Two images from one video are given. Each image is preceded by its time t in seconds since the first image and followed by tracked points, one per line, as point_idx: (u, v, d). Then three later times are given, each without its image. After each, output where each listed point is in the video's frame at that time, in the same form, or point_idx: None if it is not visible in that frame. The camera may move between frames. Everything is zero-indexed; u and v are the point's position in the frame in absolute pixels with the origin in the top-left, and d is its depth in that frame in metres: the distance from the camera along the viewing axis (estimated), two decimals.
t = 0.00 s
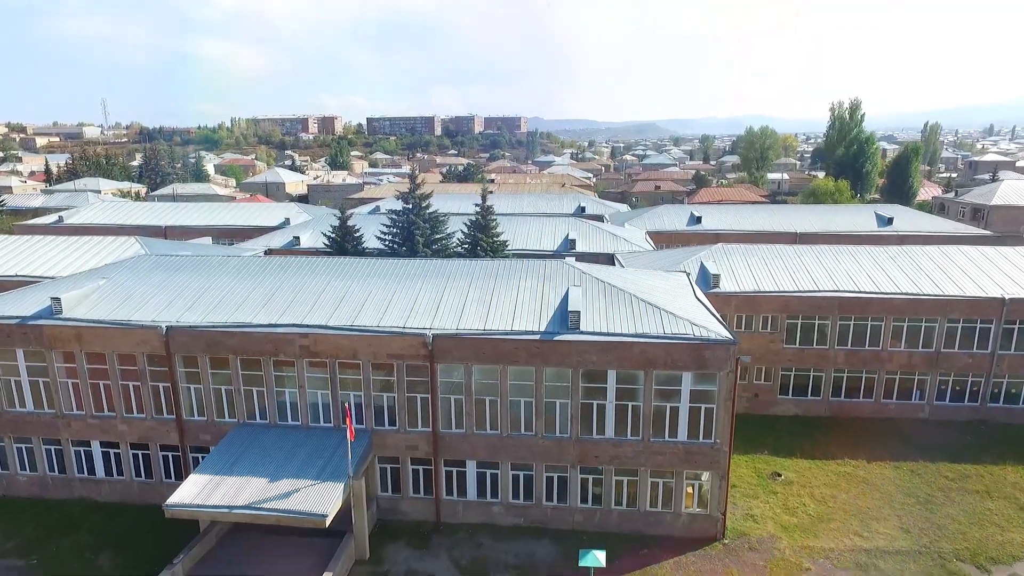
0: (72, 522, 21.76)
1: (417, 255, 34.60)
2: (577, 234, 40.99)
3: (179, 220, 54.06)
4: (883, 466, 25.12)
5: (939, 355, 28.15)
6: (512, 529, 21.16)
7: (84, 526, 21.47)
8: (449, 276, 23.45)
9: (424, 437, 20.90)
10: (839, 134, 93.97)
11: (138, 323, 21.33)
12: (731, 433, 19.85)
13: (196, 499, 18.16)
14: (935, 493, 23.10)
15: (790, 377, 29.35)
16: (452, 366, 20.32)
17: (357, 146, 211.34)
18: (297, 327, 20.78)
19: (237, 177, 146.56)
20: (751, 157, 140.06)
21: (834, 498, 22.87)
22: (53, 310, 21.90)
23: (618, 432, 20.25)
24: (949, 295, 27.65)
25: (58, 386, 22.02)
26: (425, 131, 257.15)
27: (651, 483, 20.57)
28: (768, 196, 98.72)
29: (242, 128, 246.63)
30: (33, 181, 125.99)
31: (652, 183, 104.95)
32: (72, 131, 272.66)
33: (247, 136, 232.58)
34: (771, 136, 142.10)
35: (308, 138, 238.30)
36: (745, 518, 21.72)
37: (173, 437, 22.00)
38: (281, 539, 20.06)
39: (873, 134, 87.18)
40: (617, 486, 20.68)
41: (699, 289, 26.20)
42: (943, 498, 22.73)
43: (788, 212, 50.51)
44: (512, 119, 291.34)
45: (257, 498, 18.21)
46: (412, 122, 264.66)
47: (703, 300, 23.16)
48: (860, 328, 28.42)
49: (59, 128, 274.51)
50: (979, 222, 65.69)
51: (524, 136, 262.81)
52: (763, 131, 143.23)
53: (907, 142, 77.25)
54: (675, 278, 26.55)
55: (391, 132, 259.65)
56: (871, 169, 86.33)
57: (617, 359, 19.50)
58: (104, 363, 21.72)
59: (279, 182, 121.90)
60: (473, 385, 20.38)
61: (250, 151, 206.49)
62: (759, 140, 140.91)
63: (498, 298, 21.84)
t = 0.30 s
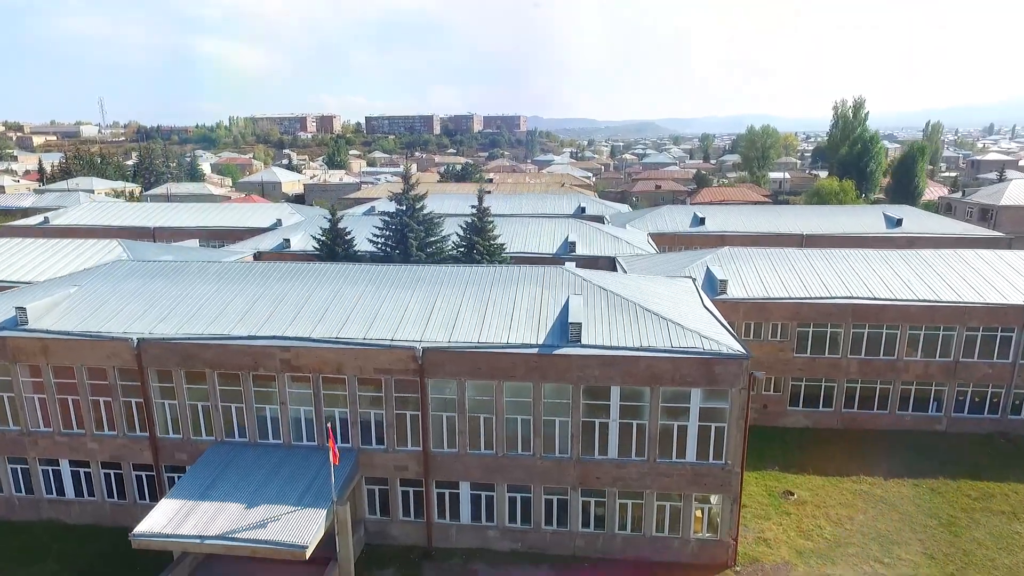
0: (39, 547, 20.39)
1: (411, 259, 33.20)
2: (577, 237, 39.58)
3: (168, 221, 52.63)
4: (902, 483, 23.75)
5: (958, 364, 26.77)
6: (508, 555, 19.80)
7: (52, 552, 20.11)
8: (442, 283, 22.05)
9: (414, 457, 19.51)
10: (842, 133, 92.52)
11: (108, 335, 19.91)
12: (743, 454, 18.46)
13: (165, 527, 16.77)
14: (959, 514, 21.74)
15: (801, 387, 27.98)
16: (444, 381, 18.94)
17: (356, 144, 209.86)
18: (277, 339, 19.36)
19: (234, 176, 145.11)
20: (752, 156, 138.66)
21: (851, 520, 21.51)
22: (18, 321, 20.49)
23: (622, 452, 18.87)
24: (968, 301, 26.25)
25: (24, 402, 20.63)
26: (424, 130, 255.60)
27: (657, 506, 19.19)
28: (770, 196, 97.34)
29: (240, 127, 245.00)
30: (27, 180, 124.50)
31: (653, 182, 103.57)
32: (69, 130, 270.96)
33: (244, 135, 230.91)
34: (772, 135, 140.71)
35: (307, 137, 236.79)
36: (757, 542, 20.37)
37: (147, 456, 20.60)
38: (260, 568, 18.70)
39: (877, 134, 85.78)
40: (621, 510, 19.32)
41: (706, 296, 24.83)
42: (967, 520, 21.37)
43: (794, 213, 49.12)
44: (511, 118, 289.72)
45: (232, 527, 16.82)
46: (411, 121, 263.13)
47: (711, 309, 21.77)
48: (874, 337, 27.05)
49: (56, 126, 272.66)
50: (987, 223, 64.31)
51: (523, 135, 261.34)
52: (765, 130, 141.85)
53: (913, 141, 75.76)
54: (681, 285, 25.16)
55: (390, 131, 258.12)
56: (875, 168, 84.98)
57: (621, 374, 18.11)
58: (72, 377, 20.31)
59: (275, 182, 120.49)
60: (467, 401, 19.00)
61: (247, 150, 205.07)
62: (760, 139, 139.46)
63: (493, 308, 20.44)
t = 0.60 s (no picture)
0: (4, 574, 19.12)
1: (404, 263, 31.95)
2: (576, 239, 38.34)
3: (157, 223, 51.32)
4: (921, 502, 22.52)
5: (977, 374, 25.57)
6: None
7: None
8: (435, 290, 20.79)
9: (404, 478, 18.26)
10: (844, 132, 91.27)
11: (78, 348, 18.64)
12: (756, 476, 17.24)
13: (133, 558, 15.51)
14: (983, 537, 20.52)
15: (811, 398, 26.75)
16: (436, 397, 17.69)
17: (354, 143, 208.65)
18: (258, 352, 18.10)
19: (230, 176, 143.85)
20: (753, 156, 137.46)
21: (870, 543, 20.27)
22: None
23: (627, 473, 17.63)
24: (988, 308, 25.04)
25: None
26: (422, 129, 254.25)
27: (664, 531, 17.96)
28: (773, 196, 95.99)
29: (237, 126, 243.45)
30: (20, 180, 123.04)
31: (653, 182, 102.32)
32: (65, 129, 269.18)
33: (241, 134, 229.40)
34: (773, 134, 139.47)
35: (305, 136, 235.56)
36: (770, 568, 19.14)
37: (120, 476, 19.32)
38: None
39: (880, 133, 84.57)
40: (625, 534, 18.09)
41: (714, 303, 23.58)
42: (993, 543, 20.15)
43: (799, 214, 47.90)
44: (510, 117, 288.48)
45: (205, 558, 15.56)
46: (409, 121, 261.69)
47: (721, 319, 20.55)
48: (889, 345, 25.82)
49: (54, 125, 271.31)
50: (995, 224, 63.09)
51: (522, 134, 260.05)
52: (765, 129, 140.57)
53: (918, 140, 74.45)
54: (688, 292, 23.90)
55: (388, 130, 256.73)
56: (879, 168, 83.78)
57: (625, 391, 16.88)
58: (39, 393, 19.02)
59: (271, 182, 119.16)
60: (460, 419, 17.75)
61: (244, 150, 203.64)
62: (761, 138, 138.14)
63: (488, 317, 19.18)
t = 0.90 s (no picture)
0: None
1: (397, 269, 30.52)
2: (577, 243, 36.91)
3: (145, 225, 49.90)
4: (947, 527, 21.11)
5: (1002, 389, 24.17)
6: None
7: None
8: (425, 303, 19.37)
9: (392, 509, 16.82)
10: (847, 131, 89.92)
11: (38, 367, 17.15)
12: (776, 508, 15.82)
13: None
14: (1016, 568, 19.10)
15: (826, 414, 25.33)
16: (426, 422, 16.24)
17: (352, 143, 207.10)
18: (233, 373, 16.65)
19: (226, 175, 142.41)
20: (754, 156, 136.10)
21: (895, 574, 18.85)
22: None
23: (634, 504, 16.19)
24: (1014, 319, 23.65)
25: None
26: (421, 129, 252.81)
27: (675, 567, 16.54)
28: (776, 196, 94.58)
29: (234, 125, 241.89)
30: (12, 181, 121.44)
31: (654, 182, 100.90)
32: (61, 128, 267.39)
33: (239, 133, 227.78)
34: (775, 133, 138.10)
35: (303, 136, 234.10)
36: None
37: (85, 505, 17.86)
38: None
39: (885, 132, 83.21)
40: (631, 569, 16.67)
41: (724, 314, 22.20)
42: None
43: (806, 216, 46.50)
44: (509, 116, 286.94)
45: None
46: (408, 120, 260.18)
47: (734, 333, 19.14)
48: (909, 358, 24.42)
49: (50, 125, 269.71)
50: (1004, 226, 61.74)
51: (521, 134, 258.60)
52: (767, 128, 139.19)
53: (924, 140, 73.01)
54: (697, 302, 22.51)
55: (386, 130, 255.20)
56: (883, 168, 82.44)
57: (633, 416, 15.46)
58: None
59: (267, 181, 117.66)
60: (453, 446, 16.30)
61: (241, 149, 202.05)
62: (762, 138, 136.70)
63: (483, 333, 17.75)
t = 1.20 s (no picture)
0: None
1: (390, 276, 29.24)
2: (578, 247, 35.62)
3: (134, 227, 48.62)
4: (972, 553, 19.89)
5: None
6: None
7: None
8: (417, 316, 18.12)
9: (379, 540, 15.58)
10: (850, 131, 88.65)
11: None
12: (796, 541, 14.59)
13: None
14: None
15: (841, 429, 24.09)
16: (417, 447, 14.99)
17: (350, 142, 205.60)
18: (208, 394, 15.35)
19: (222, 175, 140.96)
20: (755, 156, 134.91)
21: None
22: None
23: (642, 536, 14.96)
24: None
25: None
26: (419, 128, 251.67)
27: None
28: (778, 197, 93.46)
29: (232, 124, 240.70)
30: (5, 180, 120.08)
31: (654, 182, 99.71)
32: (58, 127, 265.87)
33: (236, 132, 226.32)
34: (775, 132, 136.94)
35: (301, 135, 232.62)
36: None
37: (49, 534, 16.62)
38: None
39: (889, 132, 82.03)
40: None
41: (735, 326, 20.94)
42: None
43: (813, 218, 45.24)
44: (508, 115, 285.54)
45: None
46: (407, 119, 258.89)
47: (748, 349, 17.88)
48: (928, 371, 23.18)
49: (47, 125, 268.29)
50: (1012, 228, 60.59)
51: (520, 134, 257.31)
52: (768, 127, 138.08)
53: (930, 140, 71.71)
54: (706, 313, 21.26)
55: (385, 129, 253.94)
56: (887, 168, 81.32)
57: (642, 442, 14.21)
58: None
59: (263, 181, 116.35)
60: (446, 473, 15.05)
61: (239, 148, 200.95)
62: (763, 137, 135.52)
63: (479, 351, 16.50)
